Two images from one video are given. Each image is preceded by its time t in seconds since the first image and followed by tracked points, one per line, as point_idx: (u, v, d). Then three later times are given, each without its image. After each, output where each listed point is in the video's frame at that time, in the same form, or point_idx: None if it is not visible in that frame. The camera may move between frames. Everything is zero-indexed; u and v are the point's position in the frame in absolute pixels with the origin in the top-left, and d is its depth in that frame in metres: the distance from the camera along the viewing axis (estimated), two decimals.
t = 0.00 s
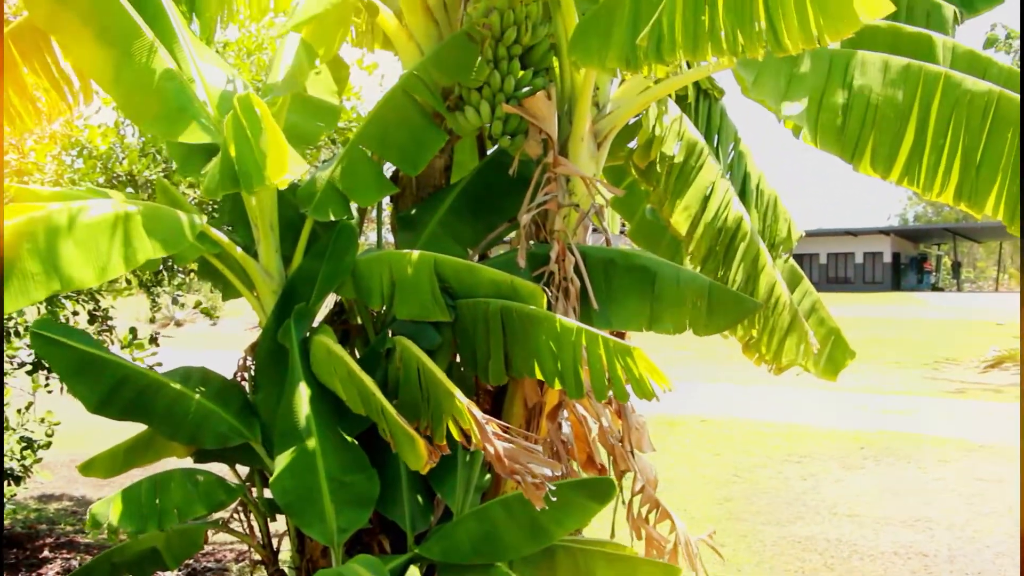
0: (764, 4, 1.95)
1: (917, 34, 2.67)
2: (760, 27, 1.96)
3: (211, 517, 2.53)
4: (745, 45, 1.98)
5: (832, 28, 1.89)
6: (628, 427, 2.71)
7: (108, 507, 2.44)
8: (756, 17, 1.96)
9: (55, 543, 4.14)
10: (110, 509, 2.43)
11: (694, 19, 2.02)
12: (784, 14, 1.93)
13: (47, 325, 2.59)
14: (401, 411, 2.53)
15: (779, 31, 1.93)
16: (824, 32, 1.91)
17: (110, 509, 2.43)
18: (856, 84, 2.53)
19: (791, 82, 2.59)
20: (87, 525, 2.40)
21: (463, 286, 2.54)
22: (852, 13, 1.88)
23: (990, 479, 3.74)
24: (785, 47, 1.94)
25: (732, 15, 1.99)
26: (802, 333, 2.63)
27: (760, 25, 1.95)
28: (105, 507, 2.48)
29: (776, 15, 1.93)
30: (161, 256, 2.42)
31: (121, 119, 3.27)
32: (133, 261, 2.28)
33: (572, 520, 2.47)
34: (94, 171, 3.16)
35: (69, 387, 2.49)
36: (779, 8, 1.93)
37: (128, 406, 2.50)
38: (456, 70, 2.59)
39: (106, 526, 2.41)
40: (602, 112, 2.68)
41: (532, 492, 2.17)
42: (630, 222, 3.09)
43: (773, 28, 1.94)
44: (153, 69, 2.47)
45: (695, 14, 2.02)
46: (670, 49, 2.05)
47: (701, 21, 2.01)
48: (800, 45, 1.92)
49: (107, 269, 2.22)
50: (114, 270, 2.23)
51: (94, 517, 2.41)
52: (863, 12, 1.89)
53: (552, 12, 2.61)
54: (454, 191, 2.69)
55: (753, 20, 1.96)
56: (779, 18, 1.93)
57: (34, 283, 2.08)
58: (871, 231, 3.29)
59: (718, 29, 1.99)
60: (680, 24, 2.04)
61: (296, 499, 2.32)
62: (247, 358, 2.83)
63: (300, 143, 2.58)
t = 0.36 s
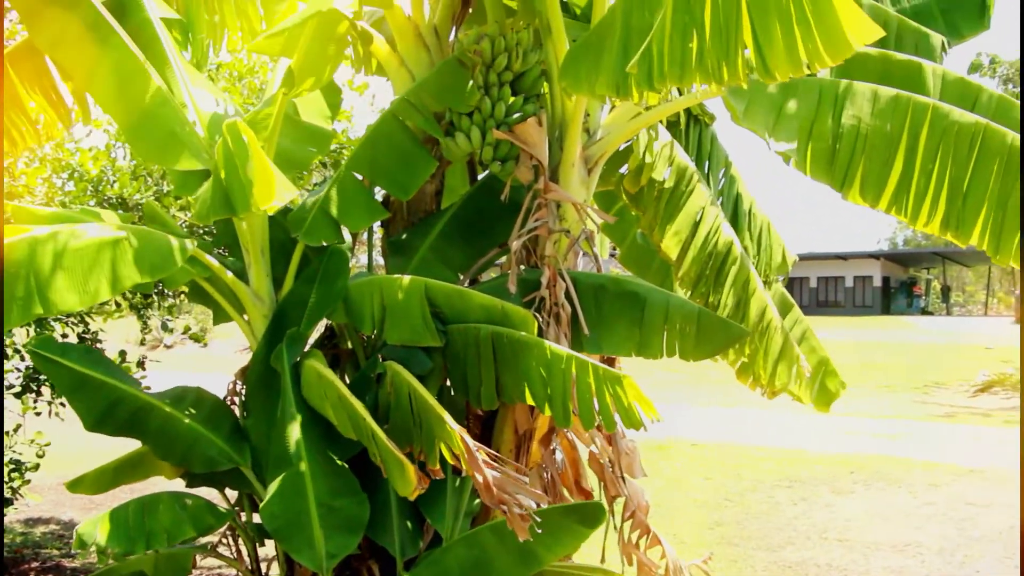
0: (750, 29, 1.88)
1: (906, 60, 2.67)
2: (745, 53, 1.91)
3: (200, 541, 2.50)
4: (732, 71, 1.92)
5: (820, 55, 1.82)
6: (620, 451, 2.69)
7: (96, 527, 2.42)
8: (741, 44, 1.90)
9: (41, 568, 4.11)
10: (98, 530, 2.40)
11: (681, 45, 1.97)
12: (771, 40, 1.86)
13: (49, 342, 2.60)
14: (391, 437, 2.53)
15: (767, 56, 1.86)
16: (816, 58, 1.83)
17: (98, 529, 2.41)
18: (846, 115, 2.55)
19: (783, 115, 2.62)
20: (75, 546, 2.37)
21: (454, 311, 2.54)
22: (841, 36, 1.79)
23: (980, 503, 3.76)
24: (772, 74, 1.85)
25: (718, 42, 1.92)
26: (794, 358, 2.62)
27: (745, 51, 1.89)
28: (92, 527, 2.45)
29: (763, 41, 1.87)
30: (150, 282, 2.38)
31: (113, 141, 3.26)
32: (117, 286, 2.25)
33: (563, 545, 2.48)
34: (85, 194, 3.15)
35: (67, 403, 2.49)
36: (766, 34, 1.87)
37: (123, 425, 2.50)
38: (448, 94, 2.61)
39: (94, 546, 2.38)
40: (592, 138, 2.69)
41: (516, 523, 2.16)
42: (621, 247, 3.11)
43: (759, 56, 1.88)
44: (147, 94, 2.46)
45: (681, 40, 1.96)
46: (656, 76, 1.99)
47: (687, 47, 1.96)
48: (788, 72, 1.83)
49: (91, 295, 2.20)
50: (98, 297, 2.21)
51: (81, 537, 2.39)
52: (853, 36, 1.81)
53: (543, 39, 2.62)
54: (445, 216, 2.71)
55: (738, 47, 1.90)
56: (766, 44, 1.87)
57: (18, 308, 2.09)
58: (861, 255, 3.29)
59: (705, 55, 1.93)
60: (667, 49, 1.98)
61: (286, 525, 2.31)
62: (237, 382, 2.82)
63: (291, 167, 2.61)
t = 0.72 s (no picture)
0: (732, 53, 1.89)
1: (891, 84, 2.69)
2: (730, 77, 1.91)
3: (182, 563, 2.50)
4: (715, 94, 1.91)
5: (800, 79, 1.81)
6: (604, 472, 2.69)
7: (68, 551, 2.43)
8: (724, 68, 1.90)
9: None
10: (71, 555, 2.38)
11: (665, 71, 1.96)
12: (754, 65, 1.87)
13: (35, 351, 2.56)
14: (371, 459, 2.52)
15: (749, 80, 1.86)
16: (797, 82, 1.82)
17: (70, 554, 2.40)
18: (829, 137, 2.56)
19: (767, 136, 2.64)
20: (44, 570, 2.38)
21: (440, 332, 2.54)
22: (822, 64, 1.78)
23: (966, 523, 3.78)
24: (756, 98, 1.87)
25: (702, 67, 1.91)
26: (777, 381, 2.65)
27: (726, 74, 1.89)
28: (65, 551, 2.46)
29: (746, 65, 1.88)
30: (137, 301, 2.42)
31: (100, 161, 3.24)
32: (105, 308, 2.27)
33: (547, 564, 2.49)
34: (71, 214, 3.12)
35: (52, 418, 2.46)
36: (749, 60, 1.88)
37: (108, 444, 2.47)
38: (437, 118, 2.57)
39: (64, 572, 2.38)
40: (579, 159, 2.70)
41: (492, 546, 2.15)
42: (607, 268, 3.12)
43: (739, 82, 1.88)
44: (133, 112, 2.46)
45: (664, 64, 1.96)
46: (639, 98, 2.00)
47: (671, 70, 1.95)
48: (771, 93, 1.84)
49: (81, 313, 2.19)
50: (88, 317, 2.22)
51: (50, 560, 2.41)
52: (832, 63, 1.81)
53: (530, 61, 2.64)
54: (431, 238, 2.72)
55: (721, 71, 1.89)
56: (748, 68, 1.87)
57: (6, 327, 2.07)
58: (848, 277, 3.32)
59: (687, 80, 1.93)
60: (651, 74, 1.99)
61: (269, 547, 2.28)
62: (223, 403, 2.80)
63: (277, 188, 2.61)
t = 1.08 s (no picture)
0: (727, 69, 1.94)
1: (880, 102, 2.73)
2: (725, 92, 1.95)
3: None
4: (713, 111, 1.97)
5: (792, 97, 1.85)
6: (599, 487, 2.69)
7: (60, 566, 2.42)
8: (721, 85, 1.95)
9: None
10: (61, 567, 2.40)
11: (661, 87, 2.01)
12: (750, 82, 1.90)
13: (26, 374, 2.57)
14: (370, 475, 2.52)
15: (745, 95, 1.90)
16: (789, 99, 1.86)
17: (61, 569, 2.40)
18: (819, 154, 2.56)
19: (759, 157, 2.61)
20: None
21: (434, 347, 2.53)
22: (808, 82, 1.83)
23: (960, 539, 3.78)
24: (753, 114, 1.91)
25: (698, 81, 1.97)
26: (770, 394, 2.59)
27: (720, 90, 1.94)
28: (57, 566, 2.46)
29: (742, 83, 1.91)
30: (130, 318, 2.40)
31: (95, 177, 3.23)
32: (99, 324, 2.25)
33: None
34: (65, 230, 3.11)
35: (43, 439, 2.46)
36: (743, 76, 1.92)
37: (99, 462, 2.47)
38: (429, 134, 2.59)
39: None
40: (572, 176, 2.70)
41: (507, 549, 2.13)
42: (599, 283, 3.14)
43: (733, 99, 1.93)
44: (126, 127, 2.46)
45: (661, 81, 2.01)
46: (634, 113, 2.04)
47: (667, 88, 2.00)
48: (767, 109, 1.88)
49: (74, 331, 2.20)
50: (81, 334, 2.21)
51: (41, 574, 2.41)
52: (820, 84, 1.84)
53: (523, 78, 2.65)
54: (424, 254, 2.73)
55: (717, 86, 1.94)
56: (744, 84, 1.91)
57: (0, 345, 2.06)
58: (842, 291, 3.31)
59: (685, 96, 1.98)
60: (646, 88, 2.04)
61: (265, 562, 2.27)
62: (215, 419, 2.80)
63: (269, 205, 2.61)
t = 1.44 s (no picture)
0: (725, 97, 1.98)
1: (869, 123, 2.76)
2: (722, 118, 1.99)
3: None
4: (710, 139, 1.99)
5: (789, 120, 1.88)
6: (593, 511, 2.64)
7: None
8: (717, 113, 1.99)
9: None
10: None
11: (657, 113, 2.05)
12: (746, 110, 1.94)
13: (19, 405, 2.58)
14: (364, 501, 2.49)
15: (742, 122, 1.94)
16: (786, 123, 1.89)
17: None
18: (811, 176, 2.57)
19: (751, 178, 2.65)
20: None
21: (428, 371, 2.52)
22: (817, 110, 1.84)
23: (956, 560, 3.74)
24: (750, 140, 1.94)
25: (693, 108, 2.00)
26: (756, 416, 2.63)
27: (717, 117, 1.98)
28: None
29: (738, 111, 1.96)
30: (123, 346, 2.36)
31: (88, 201, 3.23)
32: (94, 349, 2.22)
33: None
34: (58, 254, 3.11)
35: (32, 466, 2.46)
36: (740, 103, 1.95)
37: (90, 490, 2.46)
38: (423, 157, 2.53)
39: None
40: (565, 199, 2.71)
41: (509, 565, 2.16)
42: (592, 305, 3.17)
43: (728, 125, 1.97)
44: (120, 156, 2.47)
45: (657, 108, 2.05)
46: (635, 140, 2.06)
47: (664, 114, 2.04)
48: (764, 134, 1.92)
49: (65, 358, 2.16)
50: (72, 360, 2.18)
51: None
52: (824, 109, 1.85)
53: (515, 101, 2.67)
54: (417, 278, 2.73)
55: (715, 113, 1.98)
56: (741, 112, 1.95)
57: None
58: (835, 308, 3.34)
59: (680, 123, 2.01)
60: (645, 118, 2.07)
61: None
62: (208, 444, 2.80)
63: (263, 229, 2.61)
